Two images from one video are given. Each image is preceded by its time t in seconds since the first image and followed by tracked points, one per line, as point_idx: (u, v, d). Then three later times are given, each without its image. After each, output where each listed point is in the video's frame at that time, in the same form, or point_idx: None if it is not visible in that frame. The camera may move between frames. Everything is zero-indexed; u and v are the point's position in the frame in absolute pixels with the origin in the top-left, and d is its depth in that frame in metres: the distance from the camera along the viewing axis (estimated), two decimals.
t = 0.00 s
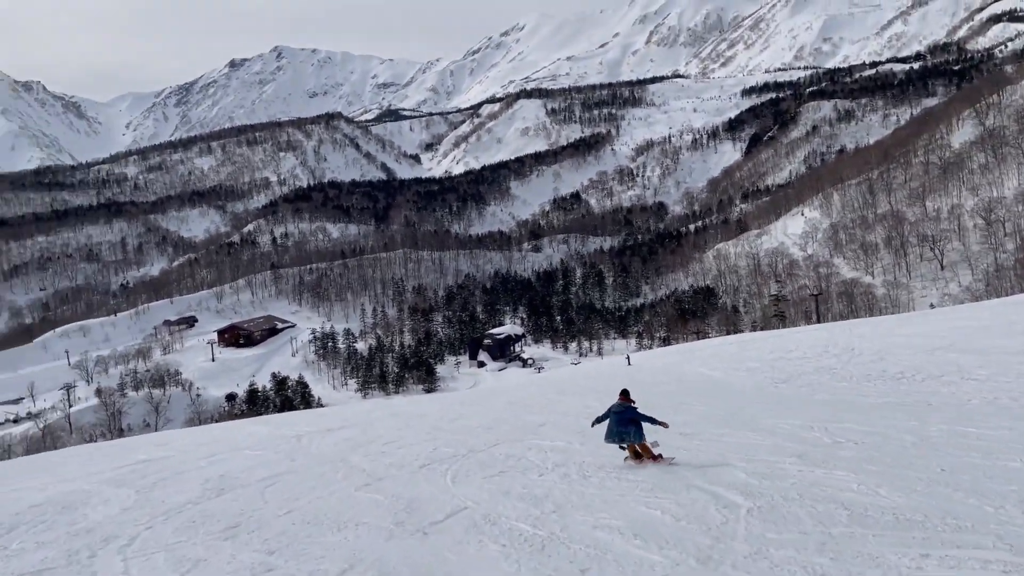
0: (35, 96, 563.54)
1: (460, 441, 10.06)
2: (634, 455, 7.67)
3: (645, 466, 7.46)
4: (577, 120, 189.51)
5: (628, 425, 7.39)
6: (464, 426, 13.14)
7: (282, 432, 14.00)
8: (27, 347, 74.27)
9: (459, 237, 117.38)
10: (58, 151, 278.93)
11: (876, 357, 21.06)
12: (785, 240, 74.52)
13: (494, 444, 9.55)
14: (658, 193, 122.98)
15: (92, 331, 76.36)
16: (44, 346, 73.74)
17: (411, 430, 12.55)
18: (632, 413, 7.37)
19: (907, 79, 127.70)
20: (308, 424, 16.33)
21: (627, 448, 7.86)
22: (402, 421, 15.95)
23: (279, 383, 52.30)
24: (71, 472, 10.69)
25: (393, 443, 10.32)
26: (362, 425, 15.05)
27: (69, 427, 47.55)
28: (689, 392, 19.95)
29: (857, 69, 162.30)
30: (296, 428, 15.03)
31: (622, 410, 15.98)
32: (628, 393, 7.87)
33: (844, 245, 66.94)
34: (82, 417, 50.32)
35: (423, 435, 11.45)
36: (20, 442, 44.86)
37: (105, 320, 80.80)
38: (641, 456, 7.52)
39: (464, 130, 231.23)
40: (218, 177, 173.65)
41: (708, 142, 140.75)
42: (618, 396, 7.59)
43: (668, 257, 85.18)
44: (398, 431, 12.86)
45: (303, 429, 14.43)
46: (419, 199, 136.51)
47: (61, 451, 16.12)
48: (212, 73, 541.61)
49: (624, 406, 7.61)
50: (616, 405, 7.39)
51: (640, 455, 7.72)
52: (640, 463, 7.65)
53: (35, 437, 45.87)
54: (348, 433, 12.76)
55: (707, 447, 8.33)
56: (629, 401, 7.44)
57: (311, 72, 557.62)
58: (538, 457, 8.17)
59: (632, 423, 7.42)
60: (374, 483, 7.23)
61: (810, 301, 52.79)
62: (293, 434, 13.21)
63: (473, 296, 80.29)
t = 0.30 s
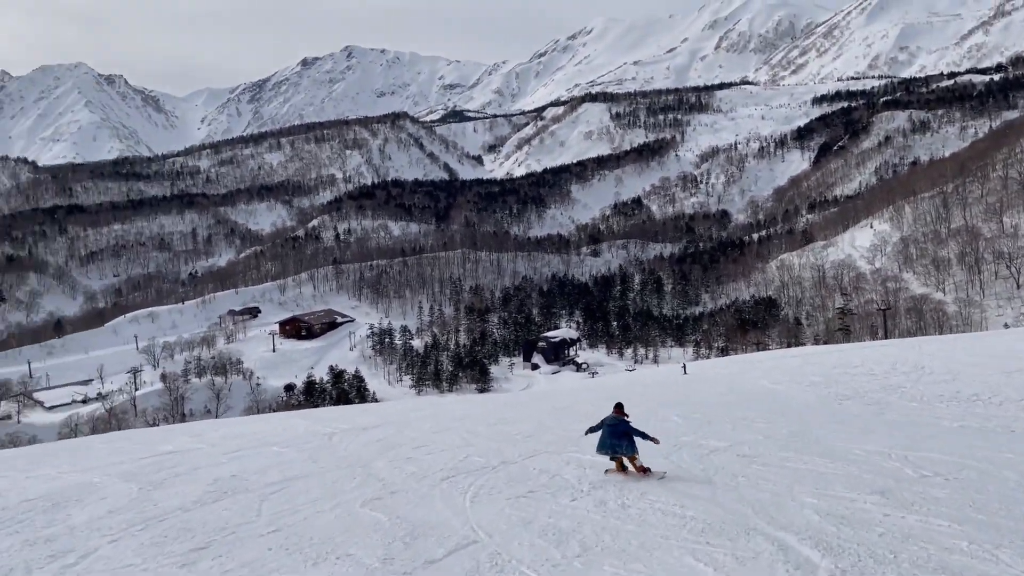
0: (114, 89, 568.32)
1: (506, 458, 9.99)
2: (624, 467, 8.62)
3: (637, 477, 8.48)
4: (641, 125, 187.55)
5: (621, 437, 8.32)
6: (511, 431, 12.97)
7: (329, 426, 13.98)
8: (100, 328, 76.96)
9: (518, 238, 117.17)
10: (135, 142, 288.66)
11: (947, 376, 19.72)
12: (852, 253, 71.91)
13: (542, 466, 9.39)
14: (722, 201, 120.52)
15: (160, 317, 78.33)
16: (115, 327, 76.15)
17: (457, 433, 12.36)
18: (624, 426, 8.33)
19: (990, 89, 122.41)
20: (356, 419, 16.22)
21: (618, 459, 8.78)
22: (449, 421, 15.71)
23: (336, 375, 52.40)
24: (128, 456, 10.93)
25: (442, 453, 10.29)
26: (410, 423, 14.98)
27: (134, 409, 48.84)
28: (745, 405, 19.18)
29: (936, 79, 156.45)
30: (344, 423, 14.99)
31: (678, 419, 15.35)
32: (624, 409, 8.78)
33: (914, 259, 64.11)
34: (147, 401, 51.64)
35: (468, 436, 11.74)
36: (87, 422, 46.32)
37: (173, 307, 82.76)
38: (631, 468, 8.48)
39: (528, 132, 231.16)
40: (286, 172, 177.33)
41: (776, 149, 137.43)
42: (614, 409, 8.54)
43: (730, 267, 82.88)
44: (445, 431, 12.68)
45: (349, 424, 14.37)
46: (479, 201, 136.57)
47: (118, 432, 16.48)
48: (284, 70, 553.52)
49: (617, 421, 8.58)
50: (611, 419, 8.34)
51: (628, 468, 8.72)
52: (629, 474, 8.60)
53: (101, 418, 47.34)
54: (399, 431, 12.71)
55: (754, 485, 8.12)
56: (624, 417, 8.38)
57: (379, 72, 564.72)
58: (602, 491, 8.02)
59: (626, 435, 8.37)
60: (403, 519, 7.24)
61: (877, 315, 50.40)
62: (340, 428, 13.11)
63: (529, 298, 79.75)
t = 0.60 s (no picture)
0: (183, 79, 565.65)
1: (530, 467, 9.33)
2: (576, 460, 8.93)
3: (596, 473, 8.75)
4: (700, 121, 184.49)
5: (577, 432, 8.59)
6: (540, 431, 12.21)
7: (354, 416, 13.46)
8: (161, 312, 78.94)
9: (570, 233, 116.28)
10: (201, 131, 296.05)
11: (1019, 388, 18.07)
12: (915, 256, 69.22)
13: (580, 482, 8.57)
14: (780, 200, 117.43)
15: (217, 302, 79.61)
16: (175, 311, 78.02)
17: (484, 434, 11.62)
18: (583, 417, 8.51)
19: None
20: (384, 411, 15.56)
21: (569, 455, 9.10)
22: (478, 415, 15.01)
23: (385, 364, 52.56)
24: (136, 441, 10.63)
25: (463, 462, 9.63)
26: (438, 417, 14.40)
27: (187, 391, 49.70)
28: (797, 409, 17.95)
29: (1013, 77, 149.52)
30: (373, 415, 14.43)
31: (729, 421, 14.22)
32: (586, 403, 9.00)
33: (980, 264, 61.27)
34: (201, 382, 52.45)
35: (459, 434, 11.63)
36: (141, 401, 47.36)
37: (229, 293, 84.08)
38: (585, 462, 8.79)
39: (584, 126, 229.50)
40: (343, 163, 179.49)
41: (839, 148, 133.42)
42: (574, 403, 8.73)
43: (786, 268, 80.55)
44: (473, 431, 12.00)
45: (376, 416, 13.75)
46: (533, 195, 135.77)
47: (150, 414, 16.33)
48: (345, 63, 560.43)
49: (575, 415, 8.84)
50: (569, 413, 8.52)
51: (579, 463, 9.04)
52: (582, 468, 8.88)
53: (155, 398, 48.35)
54: (432, 428, 12.14)
55: (813, 515, 7.21)
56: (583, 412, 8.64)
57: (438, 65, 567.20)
58: (617, 510, 7.42)
59: (586, 426, 8.57)
60: (357, 540, 6.69)
61: (940, 321, 48.16)
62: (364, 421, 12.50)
63: (580, 293, 78.77)
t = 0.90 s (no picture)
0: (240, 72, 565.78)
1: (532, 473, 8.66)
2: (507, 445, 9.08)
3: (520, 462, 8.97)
4: (754, 116, 180.86)
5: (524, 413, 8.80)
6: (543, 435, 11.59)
7: (373, 407, 13.05)
8: (213, 300, 80.32)
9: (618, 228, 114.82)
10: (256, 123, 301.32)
11: None
12: (978, 256, 66.26)
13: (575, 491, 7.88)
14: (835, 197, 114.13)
15: (268, 292, 80.48)
16: (227, 300, 79.25)
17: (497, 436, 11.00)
18: (525, 398, 8.76)
19: None
20: (408, 404, 14.98)
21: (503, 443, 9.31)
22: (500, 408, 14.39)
23: (428, 355, 52.35)
24: (123, 430, 10.92)
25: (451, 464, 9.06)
26: (457, 409, 13.95)
27: (235, 377, 50.43)
28: (849, 411, 16.76)
29: None
30: (395, 406, 13.96)
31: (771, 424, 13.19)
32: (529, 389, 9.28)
33: None
34: (249, 370, 52.97)
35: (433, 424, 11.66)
36: (190, 386, 48.25)
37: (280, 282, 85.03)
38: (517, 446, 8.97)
39: (634, 121, 227.18)
40: (393, 156, 180.70)
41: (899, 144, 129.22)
42: (521, 384, 8.98)
43: (841, 266, 77.98)
44: (487, 429, 11.44)
45: (397, 408, 13.26)
46: (581, 188, 134.54)
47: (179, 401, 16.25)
48: (396, 56, 563.84)
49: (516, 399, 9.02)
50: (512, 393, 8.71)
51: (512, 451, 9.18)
52: (511, 454, 9.04)
53: (204, 384, 49.19)
54: (453, 426, 11.57)
55: (851, 545, 6.37)
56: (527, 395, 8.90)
57: (490, 58, 567.30)
58: (606, 530, 6.68)
59: (526, 405, 8.79)
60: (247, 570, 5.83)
61: (1003, 323, 45.83)
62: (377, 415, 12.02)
63: (626, 289, 77.53)
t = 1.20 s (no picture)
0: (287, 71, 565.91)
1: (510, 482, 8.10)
2: (436, 433, 9.31)
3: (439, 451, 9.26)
4: (803, 112, 176.80)
5: (463, 404, 9.13)
6: (531, 429, 11.25)
7: (374, 402, 12.70)
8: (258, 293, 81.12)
9: (661, 226, 113.25)
10: (302, 121, 304.96)
11: None
12: None
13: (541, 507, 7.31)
14: (887, 195, 110.89)
15: (311, 287, 80.81)
16: (270, 293, 79.80)
17: (490, 437, 10.50)
18: (469, 393, 9.04)
19: None
20: (421, 395, 14.52)
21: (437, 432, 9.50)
22: (513, 402, 13.84)
23: (468, 352, 51.80)
24: (107, 418, 11.17)
25: (420, 467, 8.59)
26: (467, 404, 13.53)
27: (277, 370, 50.61)
28: (891, 414, 15.70)
29: None
30: (404, 400, 13.49)
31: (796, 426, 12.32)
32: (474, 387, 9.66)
33: None
34: (291, 363, 53.08)
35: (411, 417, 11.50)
36: (232, 379, 48.70)
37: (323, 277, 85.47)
38: (446, 433, 9.22)
39: (679, 117, 224.36)
40: (436, 153, 181.14)
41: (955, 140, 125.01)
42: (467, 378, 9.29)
43: (891, 266, 75.44)
44: (483, 430, 11.05)
45: (402, 404, 12.86)
46: (624, 185, 132.95)
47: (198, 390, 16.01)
48: (440, 54, 565.88)
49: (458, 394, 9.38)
50: (458, 386, 9.05)
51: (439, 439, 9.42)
52: (438, 441, 9.27)
53: (247, 377, 49.51)
54: (453, 426, 11.16)
55: None
56: (470, 390, 9.31)
57: (534, 55, 566.11)
58: (559, 561, 6.06)
59: (466, 400, 9.08)
60: None
61: None
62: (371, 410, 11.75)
63: (669, 287, 76.02)
